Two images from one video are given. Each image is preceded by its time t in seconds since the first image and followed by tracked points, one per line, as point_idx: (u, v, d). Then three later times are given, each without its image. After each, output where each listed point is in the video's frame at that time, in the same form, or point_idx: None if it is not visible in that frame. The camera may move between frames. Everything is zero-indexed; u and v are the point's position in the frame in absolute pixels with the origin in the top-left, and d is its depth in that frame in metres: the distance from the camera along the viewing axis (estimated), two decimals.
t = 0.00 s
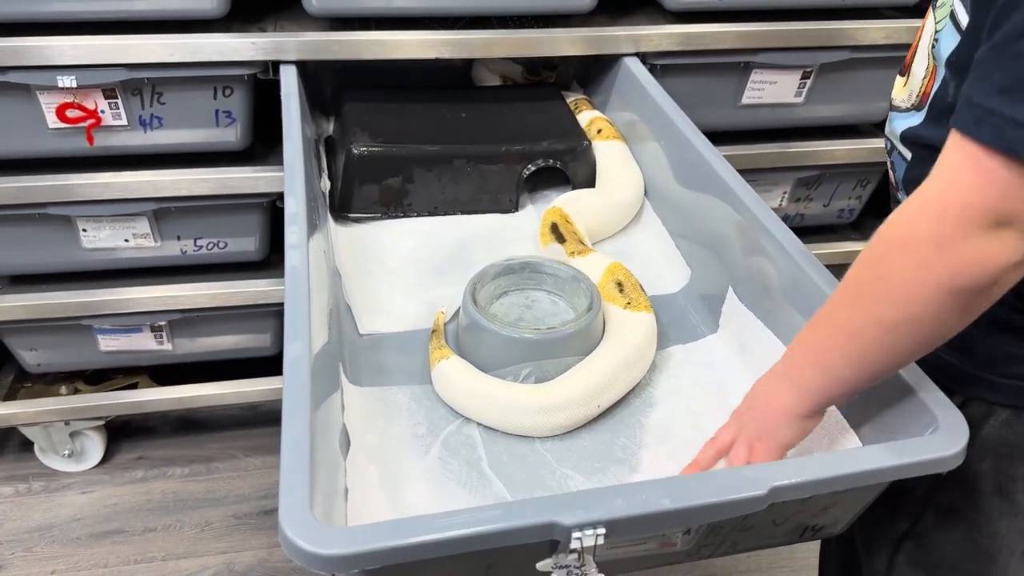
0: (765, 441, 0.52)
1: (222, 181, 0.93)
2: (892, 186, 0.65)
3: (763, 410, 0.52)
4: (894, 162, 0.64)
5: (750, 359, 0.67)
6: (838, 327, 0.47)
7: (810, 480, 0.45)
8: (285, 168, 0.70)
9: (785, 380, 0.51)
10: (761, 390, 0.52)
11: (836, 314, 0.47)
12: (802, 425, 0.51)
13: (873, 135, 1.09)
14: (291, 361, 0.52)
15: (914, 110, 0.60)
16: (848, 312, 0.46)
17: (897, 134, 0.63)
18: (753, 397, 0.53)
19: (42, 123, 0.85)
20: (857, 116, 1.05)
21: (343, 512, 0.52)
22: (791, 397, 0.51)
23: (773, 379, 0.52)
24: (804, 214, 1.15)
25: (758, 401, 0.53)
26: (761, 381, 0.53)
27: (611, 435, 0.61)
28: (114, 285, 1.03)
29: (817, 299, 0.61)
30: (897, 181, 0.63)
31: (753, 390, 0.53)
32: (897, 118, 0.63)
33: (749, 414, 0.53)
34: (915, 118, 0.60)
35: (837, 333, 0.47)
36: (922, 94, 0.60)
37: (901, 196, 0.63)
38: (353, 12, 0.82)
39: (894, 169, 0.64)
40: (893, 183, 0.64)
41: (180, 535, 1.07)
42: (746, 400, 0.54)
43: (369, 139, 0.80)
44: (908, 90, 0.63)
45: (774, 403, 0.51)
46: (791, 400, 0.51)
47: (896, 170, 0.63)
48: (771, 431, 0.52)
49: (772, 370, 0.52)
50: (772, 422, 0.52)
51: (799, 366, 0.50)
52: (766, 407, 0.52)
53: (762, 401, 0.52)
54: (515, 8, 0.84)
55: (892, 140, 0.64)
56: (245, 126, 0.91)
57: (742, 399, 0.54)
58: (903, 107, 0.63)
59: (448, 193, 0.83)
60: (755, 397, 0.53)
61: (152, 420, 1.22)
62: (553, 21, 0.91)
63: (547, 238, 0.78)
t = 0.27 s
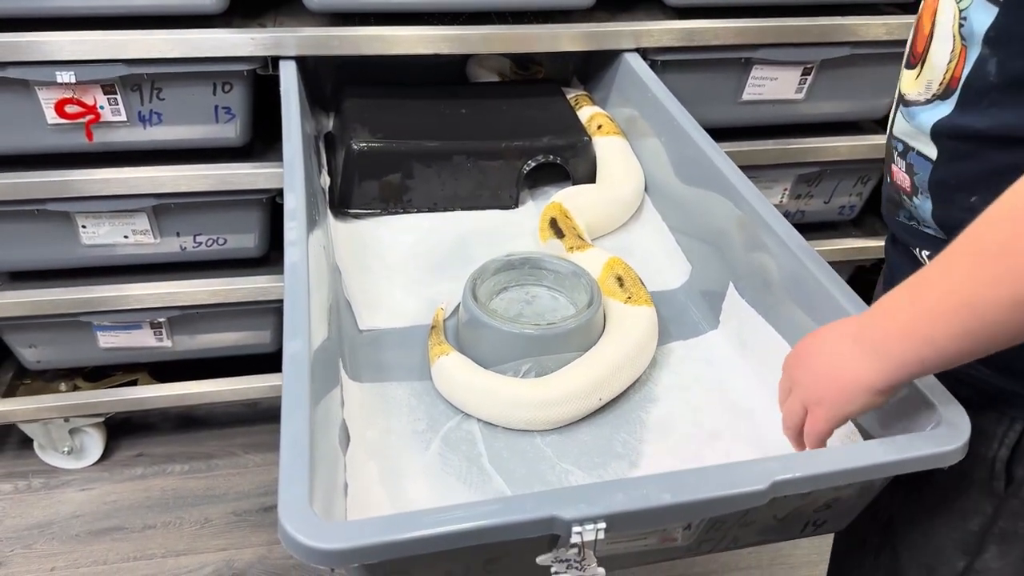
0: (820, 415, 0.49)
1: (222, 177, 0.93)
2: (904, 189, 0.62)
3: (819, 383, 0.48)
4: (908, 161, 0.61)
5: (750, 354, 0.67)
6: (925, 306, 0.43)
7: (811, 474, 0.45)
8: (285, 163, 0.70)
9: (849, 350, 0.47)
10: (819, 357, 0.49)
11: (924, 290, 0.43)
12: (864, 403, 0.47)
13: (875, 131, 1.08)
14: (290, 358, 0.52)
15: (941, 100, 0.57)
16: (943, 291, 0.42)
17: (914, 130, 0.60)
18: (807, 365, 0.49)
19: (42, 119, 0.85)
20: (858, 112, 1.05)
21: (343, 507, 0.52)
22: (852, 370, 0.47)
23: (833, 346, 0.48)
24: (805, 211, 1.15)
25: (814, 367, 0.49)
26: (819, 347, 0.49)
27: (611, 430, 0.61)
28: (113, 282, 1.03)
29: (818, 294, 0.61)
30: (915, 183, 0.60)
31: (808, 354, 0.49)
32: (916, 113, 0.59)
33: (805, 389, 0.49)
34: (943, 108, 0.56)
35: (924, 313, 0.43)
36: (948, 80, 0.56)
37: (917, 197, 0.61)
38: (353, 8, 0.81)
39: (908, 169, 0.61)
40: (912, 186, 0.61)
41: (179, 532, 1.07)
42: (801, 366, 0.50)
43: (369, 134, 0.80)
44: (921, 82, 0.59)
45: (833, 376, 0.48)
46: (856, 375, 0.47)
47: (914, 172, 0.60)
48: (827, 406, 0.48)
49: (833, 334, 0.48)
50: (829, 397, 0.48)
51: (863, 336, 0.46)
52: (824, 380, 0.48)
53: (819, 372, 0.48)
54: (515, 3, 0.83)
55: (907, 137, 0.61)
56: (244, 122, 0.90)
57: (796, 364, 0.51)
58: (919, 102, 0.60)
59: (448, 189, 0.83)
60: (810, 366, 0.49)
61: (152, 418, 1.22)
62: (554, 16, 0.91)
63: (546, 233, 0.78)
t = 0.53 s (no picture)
0: (833, 404, 0.44)
1: (221, 175, 0.92)
2: (915, 198, 0.61)
3: (843, 366, 0.44)
4: (923, 168, 0.59)
5: (750, 351, 0.67)
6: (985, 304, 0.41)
7: (812, 471, 0.45)
8: (284, 160, 0.70)
9: (889, 338, 0.44)
10: (846, 340, 0.45)
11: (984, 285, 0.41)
12: (897, 398, 0.43)
13: (875, 129, 1.08)
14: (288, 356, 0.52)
15: (960, 101, 0.55)
16: (1007, 289, 0.40)
17: (929, 134, 0.58)
18: (831, 346, 0.45)
19: (40, 117, 0.84)
20: (859, 110, 1.04)
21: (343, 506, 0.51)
22: (889, 362, 0.43)
23: (866, 329, 0.44)
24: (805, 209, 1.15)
25: (839, 346, 0.45)
26: (847, 330, 0.45)
27: (611, 429, 0.61)
28: (111, 280, 1.02)
29: (818, 290, 0.61)
30: (930, 192, 0.59)
31: (832, 334, 0.45)
32: (930, 117, 0.58)
33: (824, 371, 0.45)
34: (962, 110, 0.55)
35: (985, 311, 0.41)
36: (968, 79, 0.54)
37: (932, 206, 0.59)
38: (352, 5, 0.81)
39: (923, 176, 0.59)
40: (927, 194, 0.59)
41: (179, 531, 1.07)
42: (820, 345, 0.46)
43: (369, 132, 0.80)
44: (933, 84, 0.58)
45: (865, 363, 0.44)
46: (896, 362, 0.43)
47: (931, 180, 0.59)
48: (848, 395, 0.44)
49: (869, 319, 0.45)
50: (856, 387, 0.44)
51: (905, 325, 0.43)
52: (850, 364, 0.44)
53: (846, 356, 0.44)
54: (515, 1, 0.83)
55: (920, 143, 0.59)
56: (243, 119, 0.90)
57: (811, 343, 0.46)
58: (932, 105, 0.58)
59: (448, 187, 0.83)
60: (835, 347, 0.45)
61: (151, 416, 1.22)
62: (553, 14, 0.91)
63: (545, 230, 0.78)
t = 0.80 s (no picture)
0: (852, 501, 0.42)
1: (220, 175, 0.92)
2: (914, 200, 0.60)
3: (851, 466, 0.41)
4: (921, 169, 0.59)
5: (751, 349, 0.67)
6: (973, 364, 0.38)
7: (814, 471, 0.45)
8: (283, 160, 0.69)
9: (878, 418, 0.40)
10: (839, 434, 0.41)
11: (968, 342, 0.38)
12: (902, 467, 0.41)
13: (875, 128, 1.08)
14: (288, 357, 0.52)
15: (958, 100, 0.55)
16: (994, 348, 0.38)
17: (929, 133, 0.58)
18: (825, 448, 0.41)
19: (40, 116, 0.84)
20: (859, 109, 1.04)
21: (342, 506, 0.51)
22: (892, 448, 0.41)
23: (853, 417, 0.40)
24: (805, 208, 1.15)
25: (840, 441, 0.41)
26: (833, 422, 0.41)
27: (611, 428, 0.61)
28: (111, 279, 1.02)
29: (818, 289, 0.61)
30: (929, 193, 0.59)
31: (817, 431, 0.41)
32: (929, 115, 0.58)
33: (832, 477, 0.41)
34: (960, 109, 0.55)
35: (975, 373, 0.38)
36: (966, 78, 0.54)
37: (931, 208, 0.59)
38: (352, 4, 0.81)
39: (922, 177, 0.59)
40: (925, 196, 0.59)
41: (178, 531, 1.07)
42: (810, 446, 0.41)
43: (368, 131, 0.80)
44: (932, 82, 0.58)
45: (872, 457, 0.41)
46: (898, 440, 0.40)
47: (930, 180, 0.58)
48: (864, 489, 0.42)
49: (846, 399, 0.41)
50: (869, 480, 0.41)
51: (895, 407, 0.40)
52: (859, 464, 0.41)
53: (849, 458, 0.41)
54: None
55: (920, 142, 0.59)
56: (242, 119, 0.90)
57: (800, 445, 0.42)
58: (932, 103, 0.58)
59: (448, 186, 0.83)
60: (830, 449, 0.41)
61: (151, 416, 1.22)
62: (553, 13, 0.91)
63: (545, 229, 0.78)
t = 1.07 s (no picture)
0: (848, 519, 0.43)
1: (221, 176, 0.92)
2: (921, 209, 0.60)
3: (845, 486, 0.42)
4: (929, 177, 0.58)
5: (753, 350, 0.67)
6: (963, 397, 0.39)
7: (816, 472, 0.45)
8: (283, 161, 0.69)
9: (879, 447, 0.41)
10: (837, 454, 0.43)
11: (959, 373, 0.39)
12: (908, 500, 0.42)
13: (876, 129, 1.08)
14: (289, 360, 0.52)
15: (967, 110, 0.54)
16: (980, 381, 0.38)
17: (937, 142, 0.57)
18: (824, 466, 0.43)
19: (40, 118, 0.84)
20: (860, 110, 1.04)
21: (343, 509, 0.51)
22: (888, 476, 0.41)
23: (852, 440, 0.42)
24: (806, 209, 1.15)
25: (844, 459, 0.42)
26: (833, 445, 0.43)
27: (612, 431, 0.61)
28: (111, 281, 1.02)
29: (820, 290, 0.61)
30: (935, 202, 0.58)
31: (818, 450, 0.43)
32: (939, 124, 0.57)
33: (826, 494, 0.43)
34: (969, 119, 0.54)
35: (971, 408, 0.38)
36: (976, 88, 0.53)
37: (937, 217, 0.58)
38: (353, 6, 0.81)
39: (929, 186, 0.58)
40: (932, 205, 0.58)
41: (179, 533, 1.07)
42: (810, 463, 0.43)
43: (368, 133, 0.80)
44: (942, 89, 0.57)
45: (868, 481, 0.42)
46: (896, 470, 0.41)
47: (936, 190, 0.58)
48: (859, 510, 0.42)
49: (849, 424, 0.43)
50: (867, 503, 0.42)
51: (890, 435, 0.41)
52: (853, 485, 0.42)
53: (844, 478, 0.42)
54: (515, 1, 0.83)
55: (929, 150, 0.58)
56: (243, 120, 0.90)
57: (800, 461, 0.44)
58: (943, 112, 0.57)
59: (448, 188, 0.83)
60: (827, 469, 0.43)
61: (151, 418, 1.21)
62: (554, 14, 0.91)
63: (545, 230, 0.78)
